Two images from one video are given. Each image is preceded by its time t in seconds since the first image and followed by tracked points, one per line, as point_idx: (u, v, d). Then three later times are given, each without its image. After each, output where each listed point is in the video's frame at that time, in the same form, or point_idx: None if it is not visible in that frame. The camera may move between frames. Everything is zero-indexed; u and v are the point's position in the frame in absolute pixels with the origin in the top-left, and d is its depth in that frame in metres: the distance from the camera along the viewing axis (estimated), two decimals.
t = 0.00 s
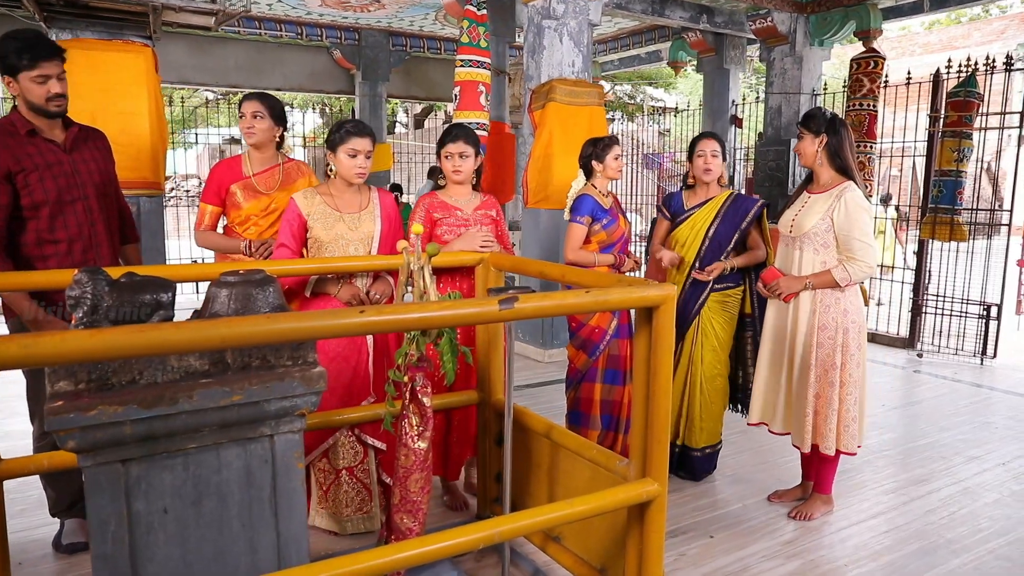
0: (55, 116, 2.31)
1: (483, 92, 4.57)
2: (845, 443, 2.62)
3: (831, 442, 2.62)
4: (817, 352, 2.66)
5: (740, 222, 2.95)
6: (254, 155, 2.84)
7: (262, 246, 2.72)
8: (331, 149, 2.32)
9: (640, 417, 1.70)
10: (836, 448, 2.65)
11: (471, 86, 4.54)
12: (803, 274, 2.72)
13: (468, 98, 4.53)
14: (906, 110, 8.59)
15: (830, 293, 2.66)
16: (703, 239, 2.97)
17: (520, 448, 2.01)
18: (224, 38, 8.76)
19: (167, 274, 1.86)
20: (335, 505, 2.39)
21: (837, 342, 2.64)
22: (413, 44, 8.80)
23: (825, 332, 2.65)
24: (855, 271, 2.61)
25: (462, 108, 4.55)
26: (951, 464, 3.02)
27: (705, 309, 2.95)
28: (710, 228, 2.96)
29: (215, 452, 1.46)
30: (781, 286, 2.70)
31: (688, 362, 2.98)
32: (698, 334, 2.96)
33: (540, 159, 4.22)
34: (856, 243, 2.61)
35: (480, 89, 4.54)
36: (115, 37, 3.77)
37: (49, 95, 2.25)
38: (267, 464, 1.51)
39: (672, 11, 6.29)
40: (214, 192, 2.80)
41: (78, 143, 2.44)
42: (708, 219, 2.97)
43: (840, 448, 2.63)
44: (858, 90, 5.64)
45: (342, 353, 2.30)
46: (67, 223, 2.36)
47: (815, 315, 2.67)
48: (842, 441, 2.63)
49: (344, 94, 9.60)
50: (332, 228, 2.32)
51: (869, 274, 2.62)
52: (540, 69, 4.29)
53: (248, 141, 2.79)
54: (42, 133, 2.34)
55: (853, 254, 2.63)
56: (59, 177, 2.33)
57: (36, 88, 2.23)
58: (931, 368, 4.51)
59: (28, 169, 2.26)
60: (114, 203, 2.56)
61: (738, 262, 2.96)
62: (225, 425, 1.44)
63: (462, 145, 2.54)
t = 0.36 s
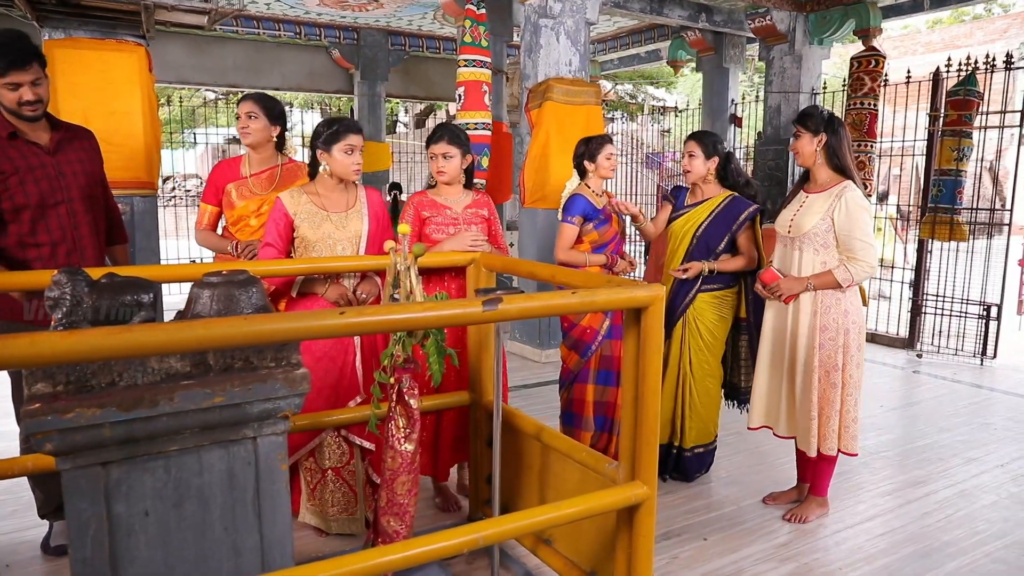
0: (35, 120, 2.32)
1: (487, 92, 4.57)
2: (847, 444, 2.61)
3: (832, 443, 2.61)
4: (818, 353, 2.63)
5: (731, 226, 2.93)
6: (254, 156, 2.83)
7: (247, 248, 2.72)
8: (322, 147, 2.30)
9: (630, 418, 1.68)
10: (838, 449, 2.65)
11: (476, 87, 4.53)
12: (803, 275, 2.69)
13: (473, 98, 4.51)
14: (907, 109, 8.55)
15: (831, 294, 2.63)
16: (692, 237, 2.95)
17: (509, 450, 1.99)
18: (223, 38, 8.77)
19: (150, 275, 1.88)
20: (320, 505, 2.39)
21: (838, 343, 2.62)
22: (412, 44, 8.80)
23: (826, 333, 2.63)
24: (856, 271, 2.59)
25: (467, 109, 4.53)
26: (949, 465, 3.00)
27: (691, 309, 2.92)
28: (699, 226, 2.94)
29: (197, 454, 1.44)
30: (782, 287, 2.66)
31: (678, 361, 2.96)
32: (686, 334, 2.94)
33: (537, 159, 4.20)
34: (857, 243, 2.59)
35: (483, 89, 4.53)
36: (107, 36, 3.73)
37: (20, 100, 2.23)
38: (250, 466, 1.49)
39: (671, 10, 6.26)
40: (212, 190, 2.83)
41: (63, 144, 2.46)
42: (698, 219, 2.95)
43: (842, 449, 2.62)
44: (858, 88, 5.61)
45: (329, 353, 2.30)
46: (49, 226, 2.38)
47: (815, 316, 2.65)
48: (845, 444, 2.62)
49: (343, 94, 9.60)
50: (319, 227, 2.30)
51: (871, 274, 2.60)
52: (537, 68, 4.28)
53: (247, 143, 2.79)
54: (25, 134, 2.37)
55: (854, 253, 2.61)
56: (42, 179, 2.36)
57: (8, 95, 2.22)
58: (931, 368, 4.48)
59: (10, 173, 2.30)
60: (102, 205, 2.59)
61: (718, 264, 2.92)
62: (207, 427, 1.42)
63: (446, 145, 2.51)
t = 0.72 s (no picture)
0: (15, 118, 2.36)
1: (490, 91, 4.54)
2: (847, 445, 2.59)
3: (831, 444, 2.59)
4: (817, 353, 2.61)
5: (719, 225, 2.90)
6: (248, 156, 2.81)
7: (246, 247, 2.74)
8: (310, 146, 2.28)
9: (618, 419, 1.66)
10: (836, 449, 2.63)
11: (478, 86, 4.49)
12: (801, 275, 2.66)
13: (475, 98, 4.48)
14: (909, 108, 8.51)
15: (828, 294, 2.61)
16: (681, 236, 2.95)
17: (499, 451, 1.97)
18: (221, 36, 8.77)
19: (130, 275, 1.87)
20: (310, 506, 2.36)
21: (836, 343, 2.59)
22: (411, 42, 8.77)
23: (824, 334, 2.60)
24: (855, 271, 2.57)
25: (470, 108, 4.51)
26: (947, 467, 2.97)
27: (683, 307, 2.92)
28: (687, 226, 2.93)
29: (178, 456, 1.42)
30: (779, 287, 2.63)
31: (671, 360, 2.95)
32: (679, 332, 2.93)
33: (534, 157, 4.17)
34: (856, 242, 2.57)
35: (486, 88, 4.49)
36: (99, 33, 3.72)
37: None
38: (234, 468, 1.48)
39: (671, 8, 6.21)
40: (207, 190, 2.81)
41: (46, 142, 2.49)
42: (686, 219, 2.94)
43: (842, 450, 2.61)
44: (859, 86, 5.57)
45: (317, 353, 2.29)
46: (30, 225, 2.43)
47: (814, 316, 2.62)
48: (846, 444, 2.61)
49: (341, 92, 9.58)
50: (306, 226, 2.28)
51: (869, 274, 2.58)
52: (534, 66, 4.27)
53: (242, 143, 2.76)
54: (6, 134, 2.41)
55: (852, 253, 2.59)
56: (23, 178, 2.40)
57: None
58: (931, 368, 4.45)
59: None
60: (89, 203, 2.62)
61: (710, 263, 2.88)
62: (188, 428, 1.41)
63: (433, 144, 2.50)
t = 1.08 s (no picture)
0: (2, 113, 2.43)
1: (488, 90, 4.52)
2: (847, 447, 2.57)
3: (830, 445, 2.57)
4: (816, 353, 2.58)
5: (713, 223, 2.88)
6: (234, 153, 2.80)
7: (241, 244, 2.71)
8: (298, 143, 2.26)
9: (608, 421, 1.64)
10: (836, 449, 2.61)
11: (476, 85, 4.48)
12: (800, 274, 2.63)
13: (473, 96, 4.47)
14: (913, 106, 8.45)
15: (828, 293, 2.59)
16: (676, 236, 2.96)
17: (487, 451, 1.95)
18: (221, 34, 8.78)
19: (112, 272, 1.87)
20: (298, 505, 2.35)
21: (836, 343, 2.57)
22: (411, 40, 8.77)
23: (824, 334, 2.58)
24: (855, 270, 2.55)
25: (469, 107, 4.50)
26: (946, 467, 2.95)
27: (679, 306, 2.91)
28: (682, 226, 2.94)
29: (160, 456, 1.41)
30: (778, 287, 2.60)
31: (667, 359, 2.95)
32: (674, 331, 2.92)
33: (532, 155, 4.11)
34: (856, 241, 2.54)
35: (484, 87, 4.48)
36: (94, 31, 3.85)
37: None
38: (217, 469, 1.46)
39: (671, 4, 6.17)
40: (193, 187, 2.77)
41: (33, 140, 2.55)
42: (683, 217, 2.94)
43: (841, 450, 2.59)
44: (860, 84, 5.53)
45: (305, 352, 2.28)
46: (14, 223, 2.49)
47: (814, 316, 2.59)
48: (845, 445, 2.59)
49: (341, 90, 9.59)
50: (295, 224, 2.27)
51: (869, 274, 2.56)
52: (533, 63, 4.27)
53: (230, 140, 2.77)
54: None
55: (853, 252, 2.56)
56: (8, 177, 2.47)
57: None
58: (932, 368, 4.41)
59: None
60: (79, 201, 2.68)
61: (704, 263, 2.86)
62: (170, 429, 1.39)
63: (423, 143, 2.48)
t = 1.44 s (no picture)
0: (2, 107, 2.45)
1: (480, 89, 4.51)
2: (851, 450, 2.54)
3: (831, 448, 2.54)
4: (817, 355, 2.55)
5: (709, 223, 2.85)
6: (217, 150, 2.79)
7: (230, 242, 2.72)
8: (288, 142, 2.24)
9: (598, 424, 1.62)
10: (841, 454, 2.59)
11: (468, 84, 4.46)
12: (801, 275, 2.60)
13: (465, 96, 4.45)
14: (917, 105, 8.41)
15: (829, 294, 2.56)
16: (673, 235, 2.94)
17: (478, 452, 1.93)
18: (221, 33, 8.78)
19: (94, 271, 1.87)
20: (288, 506, 2.35)
21: (836, 345, 2.54)
22: (412, 39, 8.76)
23: (825, 336, 2.55)
24: (856, 271, 2.52)
25: (460, 106, 4.49)
26: (944, 469, 2.92)
27: (675, 307, 2.89)
28: (679, 225, 2.92)
29: (143, 458, 1.36)
30: (779, 289, 2.56)
31: (661, 360, 2.93)
32: (669, 332, 2.91)
33: (531, 154, 4.07)
34: (857, 241, 2.52)
35: (476, 86, 4.47)
36: (89, 29, 3.84)
37: None
38: (200, 471, 1.42)
39: (672, 3, 6.14)
40: (175, 186, 2.76)
41: (31, 139, 2.56)
42: (678, 217, 2.92)
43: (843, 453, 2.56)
44: (861, 82, 5.50)
45: (295, 352, 2.29)
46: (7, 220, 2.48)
47: (814, 317, 2.57)
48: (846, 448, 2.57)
49: (341, 90, 9.58)
50: (285, 223, 2.26)
51: (871, 274, 2.53)
52: (531, 62, 4.26)
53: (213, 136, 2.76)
54: None
55: (854, 252, 2.53)
56: (3, 174, 2.47)
57: None
58: (934, 369, 4.38)
59: None
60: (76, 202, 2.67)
61: (698, 263, 2.84)
62: (153, 430, 1.35)
63: (415, 144, 2.47)
